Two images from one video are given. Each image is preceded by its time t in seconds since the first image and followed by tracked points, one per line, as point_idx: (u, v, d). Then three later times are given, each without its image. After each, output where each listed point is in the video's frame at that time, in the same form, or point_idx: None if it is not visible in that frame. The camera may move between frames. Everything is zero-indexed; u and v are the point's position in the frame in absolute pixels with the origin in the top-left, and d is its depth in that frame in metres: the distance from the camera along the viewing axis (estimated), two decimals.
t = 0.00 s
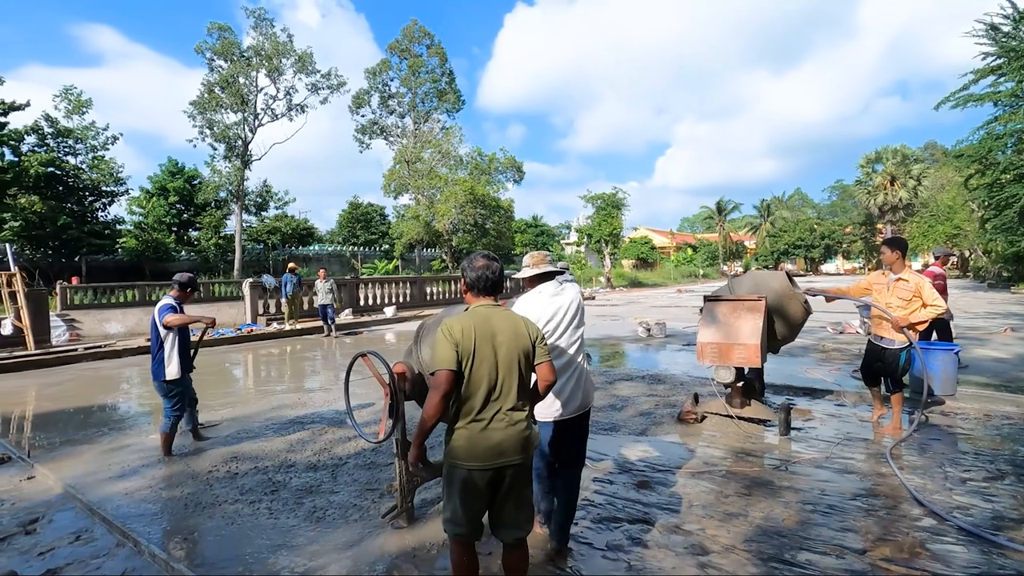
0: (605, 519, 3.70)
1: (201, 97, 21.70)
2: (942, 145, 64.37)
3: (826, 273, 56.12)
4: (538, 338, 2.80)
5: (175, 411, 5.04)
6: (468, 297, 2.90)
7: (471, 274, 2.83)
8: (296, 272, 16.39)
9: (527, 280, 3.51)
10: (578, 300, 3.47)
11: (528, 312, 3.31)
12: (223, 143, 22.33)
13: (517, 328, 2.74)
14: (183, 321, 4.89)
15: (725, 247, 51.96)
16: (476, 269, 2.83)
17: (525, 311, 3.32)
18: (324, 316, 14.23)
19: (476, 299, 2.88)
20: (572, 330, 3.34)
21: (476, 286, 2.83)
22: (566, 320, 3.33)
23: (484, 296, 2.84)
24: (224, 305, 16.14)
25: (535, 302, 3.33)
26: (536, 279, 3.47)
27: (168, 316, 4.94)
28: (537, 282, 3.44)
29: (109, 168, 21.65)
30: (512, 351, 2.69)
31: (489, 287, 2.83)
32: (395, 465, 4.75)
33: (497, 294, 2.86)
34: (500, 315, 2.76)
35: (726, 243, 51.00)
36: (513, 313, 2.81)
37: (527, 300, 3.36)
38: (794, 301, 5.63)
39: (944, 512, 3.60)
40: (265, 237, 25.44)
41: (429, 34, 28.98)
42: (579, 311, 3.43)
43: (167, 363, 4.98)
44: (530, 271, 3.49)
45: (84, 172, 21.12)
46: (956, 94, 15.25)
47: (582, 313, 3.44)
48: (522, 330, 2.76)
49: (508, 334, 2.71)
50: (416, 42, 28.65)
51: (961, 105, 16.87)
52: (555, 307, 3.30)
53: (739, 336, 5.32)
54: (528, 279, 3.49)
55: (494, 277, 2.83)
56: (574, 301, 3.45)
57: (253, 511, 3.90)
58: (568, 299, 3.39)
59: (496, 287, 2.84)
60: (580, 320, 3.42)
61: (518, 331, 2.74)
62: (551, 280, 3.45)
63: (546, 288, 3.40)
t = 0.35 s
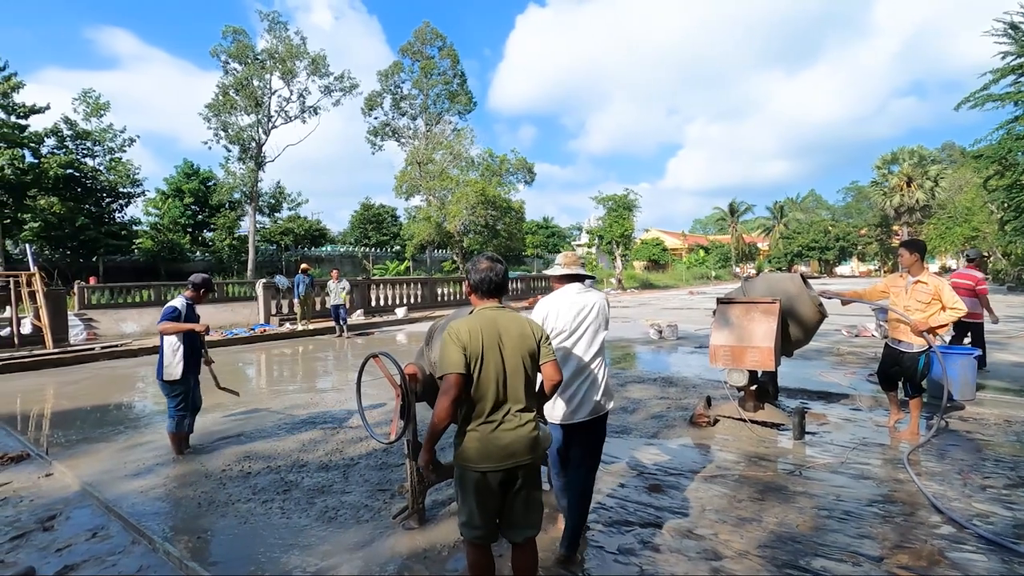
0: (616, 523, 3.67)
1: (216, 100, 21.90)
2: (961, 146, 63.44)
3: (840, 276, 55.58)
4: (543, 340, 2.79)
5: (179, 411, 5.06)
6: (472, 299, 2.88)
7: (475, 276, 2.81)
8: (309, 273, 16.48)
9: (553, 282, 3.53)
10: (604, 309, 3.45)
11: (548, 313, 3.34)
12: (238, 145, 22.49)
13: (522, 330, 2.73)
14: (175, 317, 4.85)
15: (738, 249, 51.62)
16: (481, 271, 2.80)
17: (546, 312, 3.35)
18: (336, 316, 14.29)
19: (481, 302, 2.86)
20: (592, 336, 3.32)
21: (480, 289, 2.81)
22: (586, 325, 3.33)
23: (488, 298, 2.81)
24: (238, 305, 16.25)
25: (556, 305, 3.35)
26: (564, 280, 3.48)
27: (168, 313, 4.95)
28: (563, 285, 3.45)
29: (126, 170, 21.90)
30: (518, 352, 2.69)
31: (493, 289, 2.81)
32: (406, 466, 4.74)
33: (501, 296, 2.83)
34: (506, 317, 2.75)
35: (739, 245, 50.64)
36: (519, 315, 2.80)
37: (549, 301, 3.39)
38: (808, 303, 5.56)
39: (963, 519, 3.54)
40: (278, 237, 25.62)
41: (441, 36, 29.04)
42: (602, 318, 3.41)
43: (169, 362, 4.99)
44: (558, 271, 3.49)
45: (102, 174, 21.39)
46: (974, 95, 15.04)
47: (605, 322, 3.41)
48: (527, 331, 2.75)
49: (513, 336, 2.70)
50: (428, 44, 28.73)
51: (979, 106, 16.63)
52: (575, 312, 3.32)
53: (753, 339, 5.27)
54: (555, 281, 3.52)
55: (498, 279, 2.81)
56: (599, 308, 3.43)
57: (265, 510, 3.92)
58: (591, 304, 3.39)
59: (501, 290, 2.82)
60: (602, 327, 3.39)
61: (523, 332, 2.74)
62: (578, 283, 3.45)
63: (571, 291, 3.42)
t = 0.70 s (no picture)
0: (625, 527, 3.65)
1: (227, 102, 22.07)
2: (974, 147, 62.83)
3: (851, 278, 55.18)
4: (539, 343, 2.76)
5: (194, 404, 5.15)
6: (471, 303, 2.86)
7: (471, 279, 2.79)
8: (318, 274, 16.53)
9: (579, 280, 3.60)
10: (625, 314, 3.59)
11: (580, 311, 3.41)
12: (248, 147, 22.64)
13: (517, 334, 2.71)
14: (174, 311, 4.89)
15: (748, 251, 51.38)
16: (476, 274, 2.78)
17: (578, 309, 3.41)
18: (345, 317, 14.33)
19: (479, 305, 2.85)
20: (614, 340, 3.46)
21: (476, 293, 2.80)
22: (610, 329, 3.47)
23: (484, 301, 2.79)
24: (248, 306, 16.33)
25: (586, 303, 3.43)
26: (592, 279, 3.55)
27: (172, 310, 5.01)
28: (593, 284, 3.53)
29: (139, 172, 22.10)
30: (511, 356, 2.67)
31: (489, 292, 2.78)
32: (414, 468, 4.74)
33: (497, 299, 2.81)
34: (500, 322, 2.73)
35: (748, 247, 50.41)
36: (516, 319, 2.78)
37: (579, 298, 3.45)
38: (819, 306, 5.51)
39: (978, 526, 3.49)
40: (288, 239, 25.76)
41: (450, 38, 29.09)
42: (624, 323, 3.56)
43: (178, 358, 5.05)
44: (586, 271, 3.55)
45: (115, 175, 21.60)
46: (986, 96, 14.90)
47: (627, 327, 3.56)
48: (522, 335, 2.73)
49: (507, 340, 2.69)
50: (437, 46, 28.80)
51: (992, 108, 16.49)
52: (604, 315, 3.44)
53: (764, 342, 5.23)
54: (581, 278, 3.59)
55: (494, 282, 2.78)
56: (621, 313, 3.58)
57: (275, 511, 3.92)
58: (616, 308, 3.50)
59: (497, 292, 2.79)
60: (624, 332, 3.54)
61: (517, 336, 2.72)
62: (605, 285, 3.54)
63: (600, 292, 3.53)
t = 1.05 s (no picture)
0: (630, 530, 3.64)
1: (234, 105, 22.18)
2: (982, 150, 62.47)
3: (858, 281, 54.89)
4: (545, 344, 2.77)
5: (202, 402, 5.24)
6: (477, 305, 2.86)
7: (478, 282, 2.79)
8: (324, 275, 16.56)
9: (600, 279, 3.67)
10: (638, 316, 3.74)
11: (613, 310, 3.48)
12: (255, 149, 22.73)
13: (523, 335, 2.71)
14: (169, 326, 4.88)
15: (754, 253, 51.20)
16: (483, 276, 2.78)
17: (610, 308, 3.48)
18: (350, 319, 14.34)
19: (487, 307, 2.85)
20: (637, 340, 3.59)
21: (481, 295, 2.80)
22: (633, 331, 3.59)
23: (490, 303, 2.78)
24: (254, 307, 16.38)
25: (614, 303, 3.52)
26: (613, 281, 3.64)
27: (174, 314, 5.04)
28: (617, 285, 3.62)
29: (147, 174, 22.22)
30: (518, 357, 2.66)
31: (495, 294, 2.79)
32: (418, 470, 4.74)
33: (503, 301, 2.80)
34: (507, 323, 2.72)
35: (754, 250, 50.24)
36: (523, 320, 2.78)
37: (605, 299, 3.52)
38: (826, 310, 5.48)
39: (987, 533, 3.46)
40: (294, 240, 25.82)
41: (456, 41, 29.13)
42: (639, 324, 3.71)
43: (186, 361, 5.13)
44: (608, 273, 3.63)
45: (123, 177, 21.74)
46: (994, 99, 14.81)
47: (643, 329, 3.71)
48: (528, 336, 2.73)
49: (513, 341, 2.68)
50: (443, 49, 28.85)
51: (1000, 111, 16.39)
52: (632, 316, 3.55)
53: (770, 345, 5.20)
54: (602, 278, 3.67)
55: (500, 284, 2.78)
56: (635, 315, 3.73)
57: (279, 512, 3.92)
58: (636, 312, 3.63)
59: (504, 295, 2.79)
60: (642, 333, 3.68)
61: (524, 337, 2.71)
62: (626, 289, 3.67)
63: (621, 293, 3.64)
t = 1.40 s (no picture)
0: (636, 527, 3.66)
1: (239, 107, 22.26)
2: (987, 152, 62.27)
3: (863, 283, 54.74)
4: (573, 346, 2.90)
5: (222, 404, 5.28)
6: (509, 306, 2.96)
7: (513, 284, 2.88)
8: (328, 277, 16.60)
9: (607, 277, 3.77)
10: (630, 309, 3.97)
11: (632, 307, 3.66)
12: (260, 151, 22.82)
13: (555, 337, 2.83)
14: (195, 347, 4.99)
15: (758, 256, 51.11)
16: (519, 279, 2.88)
17: (628, 304, 3.66)
18: (354, 320, 14.36)
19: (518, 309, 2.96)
20: (648, 335, 3.78)
21: (516, 297, 2.90)
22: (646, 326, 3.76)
23: (524, 306, 2.89)
24: (258, 308, 16.42)
25: (630, 299, 3.69)
26: (622, 280, 3.77)
27: (197, 322, 5.12)
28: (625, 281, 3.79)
29: (152, 176, 22.35)
30: (550, 357, 2.78)
31: (529, 298, 2.89)
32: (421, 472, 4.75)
33: (536, 304, 2.92)
34: (539, 326, 2.84)
35: (758, 252, 50.17)
36: (553, 323, 2.90)
37: (621, 298, 3.66)
38: (830, 312, 5.47)
39: (993, 538, 3.44)
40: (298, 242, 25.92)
41: (460, 43, 29.18)
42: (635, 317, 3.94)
43: (206, 364, 5.13)
44: (616, 270, 3.75)
45: (129, 179, 21.85)
46: (998, 101, 14.77)
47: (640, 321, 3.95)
48: (559, 338, 2.85)
49: (547, 343, 2.79)
50: (447, 51, 28.92)
51: (1005, 113, 16.35)
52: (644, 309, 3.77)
53: (774, 348, 5.18)
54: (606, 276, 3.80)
55: (535, 288, 2.88)
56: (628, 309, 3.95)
57: (283, 513, 3.93)
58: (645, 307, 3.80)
59: (537, 299, 2.90)
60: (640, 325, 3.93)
61: (555, 339, 2.83)
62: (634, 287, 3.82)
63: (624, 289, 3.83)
